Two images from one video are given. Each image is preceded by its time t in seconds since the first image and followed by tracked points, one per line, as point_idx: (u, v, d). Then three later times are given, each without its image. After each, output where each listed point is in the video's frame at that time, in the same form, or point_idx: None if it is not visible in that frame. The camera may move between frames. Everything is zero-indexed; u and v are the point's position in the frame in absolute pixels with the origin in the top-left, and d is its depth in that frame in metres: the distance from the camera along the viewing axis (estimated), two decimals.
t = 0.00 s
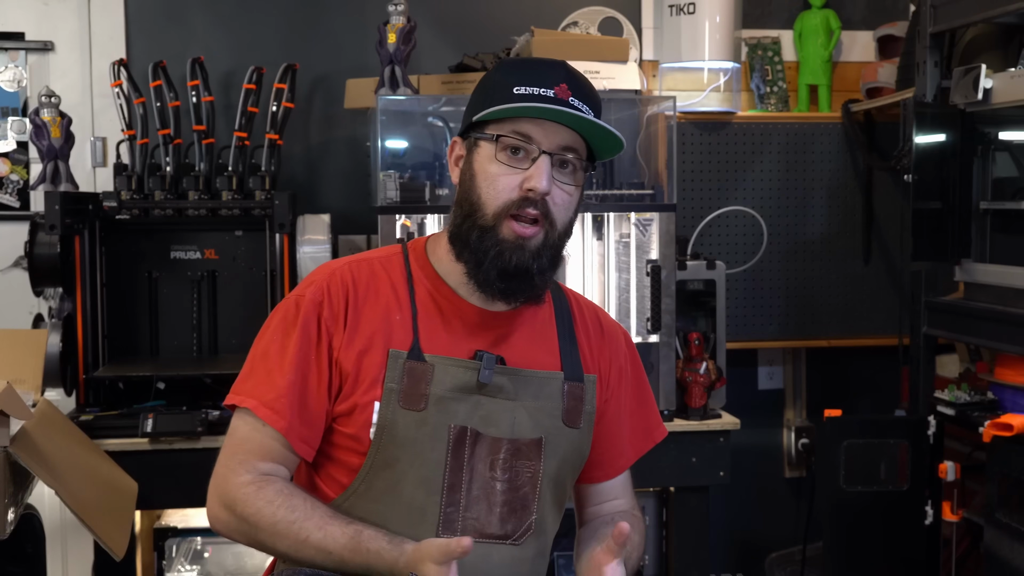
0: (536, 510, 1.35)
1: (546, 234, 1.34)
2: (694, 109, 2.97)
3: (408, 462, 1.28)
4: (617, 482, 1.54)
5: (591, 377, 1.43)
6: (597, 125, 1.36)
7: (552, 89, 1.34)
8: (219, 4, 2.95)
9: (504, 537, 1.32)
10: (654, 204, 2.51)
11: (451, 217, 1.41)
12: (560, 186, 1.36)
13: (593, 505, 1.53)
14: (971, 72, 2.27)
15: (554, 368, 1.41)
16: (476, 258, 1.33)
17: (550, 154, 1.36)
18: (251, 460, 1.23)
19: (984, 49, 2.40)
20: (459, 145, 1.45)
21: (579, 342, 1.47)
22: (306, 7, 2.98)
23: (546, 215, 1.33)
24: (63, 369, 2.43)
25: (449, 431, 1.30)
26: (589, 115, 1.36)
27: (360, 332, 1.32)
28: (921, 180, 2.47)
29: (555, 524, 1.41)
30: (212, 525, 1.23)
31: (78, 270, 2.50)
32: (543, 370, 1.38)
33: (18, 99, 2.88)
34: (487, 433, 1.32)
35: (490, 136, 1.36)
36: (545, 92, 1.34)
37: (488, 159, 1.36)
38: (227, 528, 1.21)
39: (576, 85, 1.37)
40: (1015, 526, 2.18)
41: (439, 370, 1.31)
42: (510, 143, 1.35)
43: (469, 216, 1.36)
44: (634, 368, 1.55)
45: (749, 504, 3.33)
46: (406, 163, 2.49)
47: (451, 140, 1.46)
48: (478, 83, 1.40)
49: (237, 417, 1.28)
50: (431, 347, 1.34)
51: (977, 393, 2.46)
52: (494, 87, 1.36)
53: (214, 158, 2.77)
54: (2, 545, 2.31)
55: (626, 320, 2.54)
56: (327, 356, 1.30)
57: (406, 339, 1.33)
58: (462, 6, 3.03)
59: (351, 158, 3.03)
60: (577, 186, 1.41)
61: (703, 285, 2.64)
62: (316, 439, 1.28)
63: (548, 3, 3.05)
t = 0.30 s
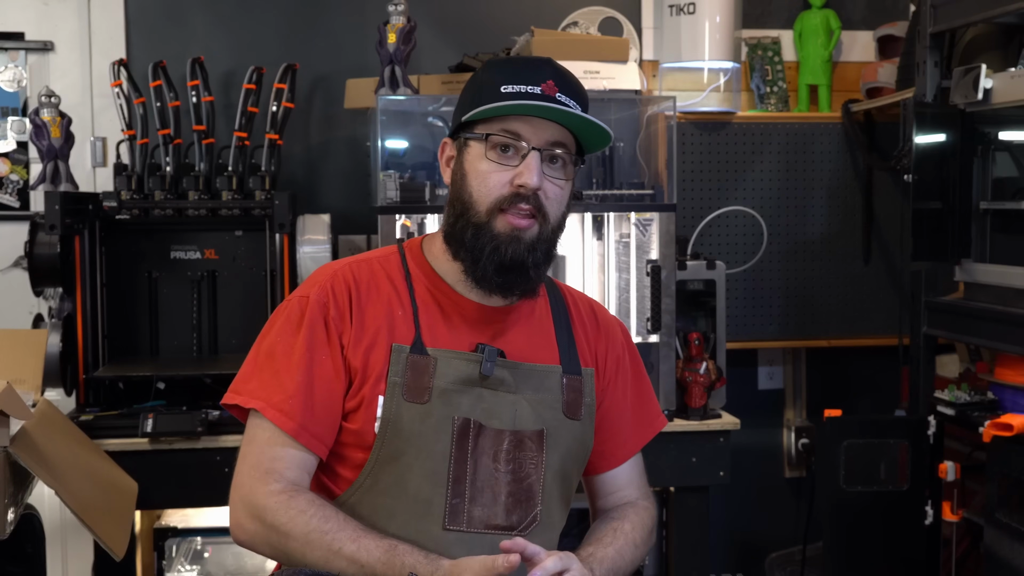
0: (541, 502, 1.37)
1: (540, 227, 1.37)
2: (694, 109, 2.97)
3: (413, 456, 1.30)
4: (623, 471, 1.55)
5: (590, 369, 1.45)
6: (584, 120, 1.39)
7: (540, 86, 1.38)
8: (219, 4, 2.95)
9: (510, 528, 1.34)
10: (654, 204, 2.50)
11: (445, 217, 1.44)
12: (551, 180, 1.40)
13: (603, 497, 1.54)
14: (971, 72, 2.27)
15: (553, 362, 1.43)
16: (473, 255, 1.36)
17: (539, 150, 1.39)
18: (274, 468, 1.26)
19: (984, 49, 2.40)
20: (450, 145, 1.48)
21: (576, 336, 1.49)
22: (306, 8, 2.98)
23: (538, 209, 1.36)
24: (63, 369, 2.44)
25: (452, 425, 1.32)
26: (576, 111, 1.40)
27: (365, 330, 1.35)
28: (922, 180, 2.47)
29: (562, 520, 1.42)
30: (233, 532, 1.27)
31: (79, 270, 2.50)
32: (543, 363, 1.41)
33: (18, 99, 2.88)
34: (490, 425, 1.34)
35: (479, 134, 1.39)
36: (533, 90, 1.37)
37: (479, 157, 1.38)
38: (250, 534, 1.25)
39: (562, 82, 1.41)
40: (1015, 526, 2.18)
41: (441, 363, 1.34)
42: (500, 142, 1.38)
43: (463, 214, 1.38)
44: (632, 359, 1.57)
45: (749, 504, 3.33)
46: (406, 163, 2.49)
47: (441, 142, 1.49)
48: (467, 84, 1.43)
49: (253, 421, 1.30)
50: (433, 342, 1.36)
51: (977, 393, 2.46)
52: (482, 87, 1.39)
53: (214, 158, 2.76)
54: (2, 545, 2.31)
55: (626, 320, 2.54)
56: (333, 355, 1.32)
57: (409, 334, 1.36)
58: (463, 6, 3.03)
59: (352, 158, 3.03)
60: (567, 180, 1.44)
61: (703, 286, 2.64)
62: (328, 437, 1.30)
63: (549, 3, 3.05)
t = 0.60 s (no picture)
0: (528, 491, 1.34)
1: (506, 211, 1.38)
2: (694, 109, 2.97)
3: (388, 449, 1.31)
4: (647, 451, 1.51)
5: (580, 357, 1.43)
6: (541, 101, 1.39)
7: (495, 71, 1.38)
8: (219, 4, 2.95)
9: (494, 519, 1.32)
10: (654, 203, 2.50)
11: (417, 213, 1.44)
12: (514, 163, 1.40)
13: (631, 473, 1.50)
14: (970, 72, 2.27)
15: (540, 352, 1.41)
16: (441, 242, 1.36)
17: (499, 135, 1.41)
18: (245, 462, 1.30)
19: (984, 49, 2.41)
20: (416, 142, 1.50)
21: (568, 322, 1.47)
22: (307, 9, 2.98)
23: (501, 193, 1.37)
24: (63, 369, 2.43)
25: (427, 417, 1.33)
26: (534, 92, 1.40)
27: (334, 331, 1.36)
28: (921, 180, 2.46)
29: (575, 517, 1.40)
30: (213, 532, 1.28)
31: (78, 270, 2.50)
32: (526, 353, 1.40)
33: (18, 99, 2.88)
34: (468, 417, 1.34)
35: (440, 124, 1.41)
36: (487, 75, 1.37)
37: (440, 147, 1.40)
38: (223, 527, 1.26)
39: (519, 64, 1.41)
40: (1015, 526, 2.18)
41: (412, 357, 1.35)
42: (461, 131, 1.40)
43: (431, 206, 1.40)
44: (636, 341, 1.53)
45: (749, 504, 3.33)
46: (406, 163, 2.49)
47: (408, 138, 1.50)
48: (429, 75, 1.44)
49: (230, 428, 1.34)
50: (405, 338, 1.37)
51: (977, 393, 2.46)
52: (439, 77, 1.40)
53: (214, 158, 2.77)
54: (2, 545, 2.32)
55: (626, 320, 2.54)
56: (303, 358, 1.34)
57: (380, 331, 1.36)
58: (463, 6, 3.03)
59: (351, 158, 3.03)
60: (534, 161, 1.44)
61: (703, 286, 2.65)
62: (301, 438, 1.32)
63: (549, 3, 3.05)
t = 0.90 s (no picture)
0: (509, 488, 1.35)
1: (449, 228, 1.41)
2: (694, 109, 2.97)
3: (371, 446, 1.39)
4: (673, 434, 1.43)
5: (572, 354, 1.43)
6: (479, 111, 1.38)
7: (432, 84, 1.39)
8: (219, 4, 2.95)
9: (472, 517, 1.33)
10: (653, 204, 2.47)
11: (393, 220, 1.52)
12: (456, 178, 1.42)
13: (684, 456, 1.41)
14: (971, 72, 2.27)
15: (530, 349, 1.44)
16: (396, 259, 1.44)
17: (437, 150, 1.42)
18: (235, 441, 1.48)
19: (984, 49, 2.41)
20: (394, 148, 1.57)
21: (566, 316, 1.46)
22: (307, 9, 2.98)
23: (443, 210, 1.41)
24: (63, 369, 2.43)
25: (404, 414, 1.39)
26: (475, 101, 1.39)
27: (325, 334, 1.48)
28: (921, 180, 2.46)
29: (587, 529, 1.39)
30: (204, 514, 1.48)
31: (78, 270, 2.50)
32: (514, 350, 1.42)
33: (18, 99, 2.88)
34: (448, 415, 1.38)
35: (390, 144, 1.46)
36: (425, 90, 1.39)
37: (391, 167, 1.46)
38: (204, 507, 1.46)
39: (461, 73, 1.40)
40: (1015, 526, 2.18)
41: (394, 356, 1.42)
42: (404, 148, 1.44)
43: (394, 221, 1.47)
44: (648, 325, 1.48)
45: (750, 504, 3.33)
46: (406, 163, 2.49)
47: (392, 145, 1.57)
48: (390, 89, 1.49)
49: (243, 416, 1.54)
50: (395, 339, 1.45)
51: (977, 393, 2.46)
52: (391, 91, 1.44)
53: (214, 158, 2.76)
54: (1, 545, 2.32)
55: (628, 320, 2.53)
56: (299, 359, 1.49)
57: (371, 333, 1.46)
58: (462, 6, 3.03)
59: (351, 158, 3.03)
60: (485, 171, 1.44)
61: (703, 286, 2.65)
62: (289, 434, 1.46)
63: (549, 3, 3.05)
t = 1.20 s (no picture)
0: (506, 490, 1.35)
1: (462, 226, 1.40)
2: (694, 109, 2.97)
3: (370, 447, 1.40)
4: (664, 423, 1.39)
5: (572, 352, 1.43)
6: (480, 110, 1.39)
7: (432, 87, 1.40)
8: (219, 4, 2.95)
9: (468, 517, 1.34)
10: (654, 204, 2.49)
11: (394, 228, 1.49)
12: (465, 177, 1.41)
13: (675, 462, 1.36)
14: (971, 72, 2.27)
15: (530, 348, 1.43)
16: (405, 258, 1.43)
17: (444, 152, 1.42)
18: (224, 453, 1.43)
19: (984, 49, 2.41)
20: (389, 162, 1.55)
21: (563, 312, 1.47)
22: (306, 9, 2.98)
23: (455, 209, 1.40)
24: (62, 369, 2.43)
25: (403, 414, 1.40)
26: (474, 101, 1.40)
27: (329, 336, 1.49)
28: (922, 180, 2.46)
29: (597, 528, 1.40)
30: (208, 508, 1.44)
31: (78, 270, 2.50)
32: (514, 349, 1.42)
33: (18, 99, 2.88)
34: (446, 415, 1.39)
35: (391, 150, 1.45)
36: (425, 93, 1.40)
37: (394, 172, 1.44)
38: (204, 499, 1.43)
39: (458, 75, 1.41)
40: (1015, 526, 2.18)
41: (395, 357, 1.42)
42: (408, 153, 1.43)
43: (397, 226, 1.45)
44: (643, 319, 1.46)
45: (750, 505, 3.33)
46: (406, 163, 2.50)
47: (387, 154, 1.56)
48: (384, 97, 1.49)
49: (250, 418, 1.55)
50: (396, 341, 1.45)
51: (977, 393, 2.46)
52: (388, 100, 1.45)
53: (214, 158, 2.76)
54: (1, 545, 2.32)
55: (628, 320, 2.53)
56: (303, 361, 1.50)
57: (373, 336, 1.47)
58: (462, 6, 3.03)
59: (351, 158, 3.03)
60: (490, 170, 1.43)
61: (703, 286, 2.65)
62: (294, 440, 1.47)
63: (549, 3, 3.05)
